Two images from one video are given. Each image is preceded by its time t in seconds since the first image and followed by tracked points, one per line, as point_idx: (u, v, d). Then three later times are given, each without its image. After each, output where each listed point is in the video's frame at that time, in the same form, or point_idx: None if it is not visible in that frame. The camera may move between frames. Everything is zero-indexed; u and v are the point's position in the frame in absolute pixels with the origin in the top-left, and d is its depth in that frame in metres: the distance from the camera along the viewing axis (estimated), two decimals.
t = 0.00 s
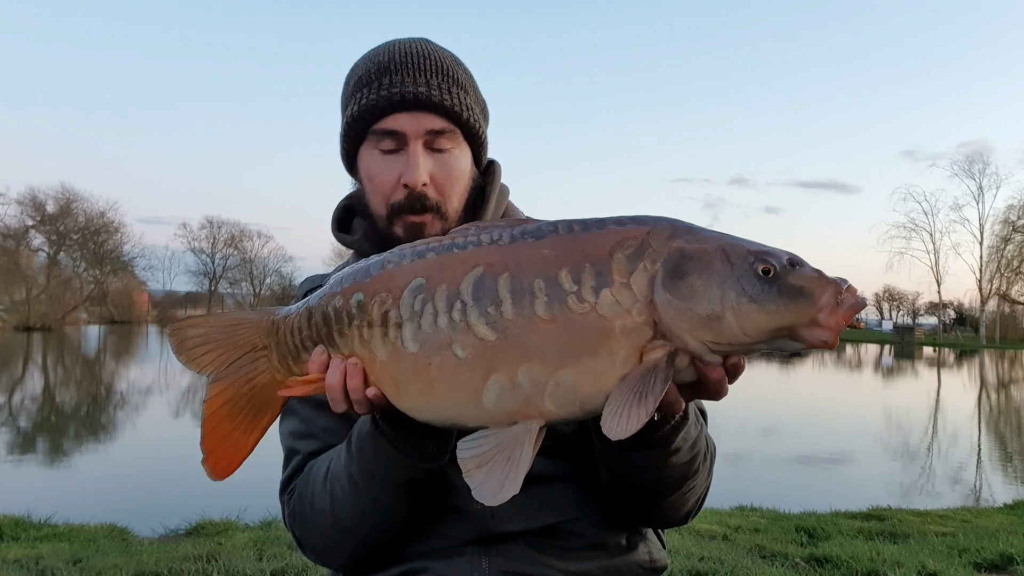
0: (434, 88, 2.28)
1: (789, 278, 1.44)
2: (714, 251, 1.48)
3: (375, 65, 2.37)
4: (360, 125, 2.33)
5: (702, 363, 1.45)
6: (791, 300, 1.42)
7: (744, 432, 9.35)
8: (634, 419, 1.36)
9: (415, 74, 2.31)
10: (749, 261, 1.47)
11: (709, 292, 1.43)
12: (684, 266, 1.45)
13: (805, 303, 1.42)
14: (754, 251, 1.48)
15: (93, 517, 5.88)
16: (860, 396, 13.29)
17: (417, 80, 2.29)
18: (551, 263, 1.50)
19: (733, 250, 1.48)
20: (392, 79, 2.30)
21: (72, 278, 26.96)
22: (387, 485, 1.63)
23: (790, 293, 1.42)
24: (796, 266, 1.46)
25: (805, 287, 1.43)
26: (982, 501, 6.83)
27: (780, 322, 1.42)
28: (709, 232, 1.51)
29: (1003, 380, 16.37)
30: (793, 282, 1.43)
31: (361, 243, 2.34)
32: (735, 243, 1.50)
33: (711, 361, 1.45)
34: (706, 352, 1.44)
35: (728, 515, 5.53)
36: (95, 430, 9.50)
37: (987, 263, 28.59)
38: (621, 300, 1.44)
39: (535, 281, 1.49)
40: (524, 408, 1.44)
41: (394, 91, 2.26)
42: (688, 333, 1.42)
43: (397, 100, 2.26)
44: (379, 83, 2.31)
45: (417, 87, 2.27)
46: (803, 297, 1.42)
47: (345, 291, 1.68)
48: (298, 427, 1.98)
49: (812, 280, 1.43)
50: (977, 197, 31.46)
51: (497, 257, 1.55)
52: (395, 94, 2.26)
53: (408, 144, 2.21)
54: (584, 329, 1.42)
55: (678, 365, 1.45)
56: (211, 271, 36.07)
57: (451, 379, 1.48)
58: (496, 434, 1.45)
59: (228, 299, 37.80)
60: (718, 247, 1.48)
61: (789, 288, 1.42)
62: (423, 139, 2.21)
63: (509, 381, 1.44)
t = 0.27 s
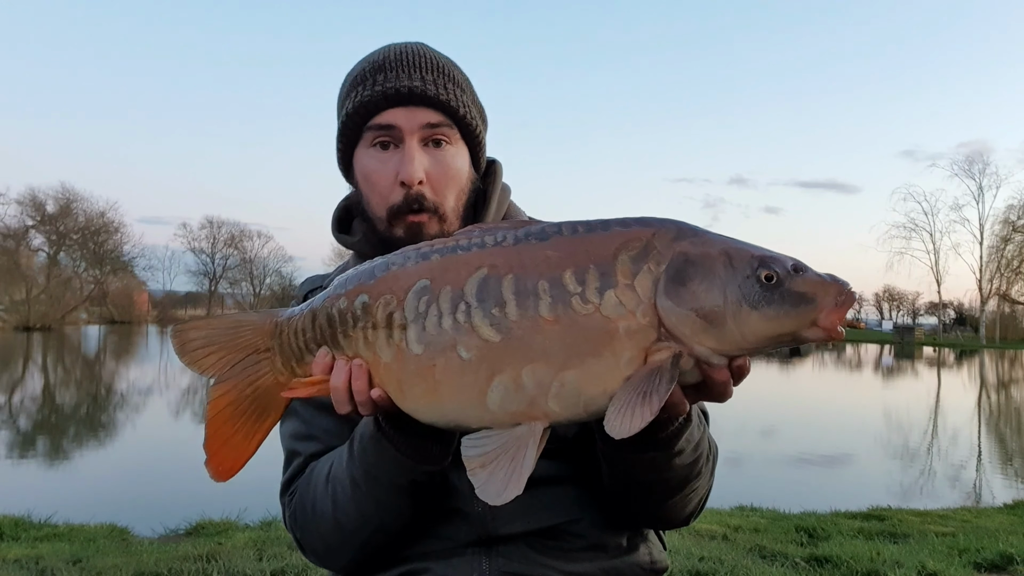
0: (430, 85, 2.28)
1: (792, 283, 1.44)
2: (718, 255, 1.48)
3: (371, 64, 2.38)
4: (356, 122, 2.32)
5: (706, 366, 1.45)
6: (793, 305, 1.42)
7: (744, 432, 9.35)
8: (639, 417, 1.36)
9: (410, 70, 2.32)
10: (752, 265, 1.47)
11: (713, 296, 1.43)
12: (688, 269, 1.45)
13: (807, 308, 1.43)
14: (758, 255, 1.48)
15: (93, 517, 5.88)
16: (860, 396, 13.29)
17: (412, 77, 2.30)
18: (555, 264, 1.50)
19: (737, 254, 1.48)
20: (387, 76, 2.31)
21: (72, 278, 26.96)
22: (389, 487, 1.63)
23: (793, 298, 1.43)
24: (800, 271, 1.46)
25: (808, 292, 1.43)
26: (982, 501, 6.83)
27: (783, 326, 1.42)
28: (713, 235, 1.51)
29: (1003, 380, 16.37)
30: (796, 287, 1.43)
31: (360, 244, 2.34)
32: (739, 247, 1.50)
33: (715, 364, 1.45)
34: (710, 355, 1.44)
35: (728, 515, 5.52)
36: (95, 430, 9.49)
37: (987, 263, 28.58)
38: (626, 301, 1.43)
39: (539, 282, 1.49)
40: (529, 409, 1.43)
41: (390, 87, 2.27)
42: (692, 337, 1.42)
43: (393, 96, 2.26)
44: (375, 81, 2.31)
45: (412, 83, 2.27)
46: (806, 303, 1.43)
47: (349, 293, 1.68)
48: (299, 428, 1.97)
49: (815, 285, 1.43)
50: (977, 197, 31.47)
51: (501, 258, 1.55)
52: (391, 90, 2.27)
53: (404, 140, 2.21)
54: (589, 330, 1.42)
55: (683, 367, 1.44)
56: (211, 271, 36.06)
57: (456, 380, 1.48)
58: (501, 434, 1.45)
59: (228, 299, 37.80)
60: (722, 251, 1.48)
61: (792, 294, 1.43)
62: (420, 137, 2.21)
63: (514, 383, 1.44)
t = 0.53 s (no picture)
0: (431, 85, 2.29)
1: (794, 280, 1.44)
2: (720, 253, 1.48)
3: (371, 65, 2.38)
4: (357, 123, 2.32)
5: (709, 364, 1.45)
6: (795, 302, 1.42)
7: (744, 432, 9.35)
8: (641, 414, 1.35)
9: (411, 70, 2.32)
10: (754, 263, 1.47)
11: (715, 293, 1.43)
12: (690, 268, 1.45)
13: (809, 305, 1.43)
14: (760, 252, 1.48)
15: (93, 517, 5.88)
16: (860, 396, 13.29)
17: (414, 77, 2.30)
18: (557, 264, 1.50)
19: (739, 251, 1.48)
20: (388, 77, 2.31)
21: (72, 278, 26.95)
22: (391, 487, 1.63)
23: (795, 295, 1.43)
24: (802, 268, 1.46)
25: (809, 289, 1.43)
26: (982, 501, 6.83)
27: (785, 323, 1.42)
28: (715, 233, 1.51)
29: (1003, 380, 16.37)
30: (798, 284, 1.43)
31: (360, 244, 2.34)
32: (740, 245, 1.50)
33: (718, 361, 1.45)
34: (713, 353, 1.44)
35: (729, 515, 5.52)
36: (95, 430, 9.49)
37: (988, 263, 28.58)
38: (628, 300, 1.43)
39: (542, 282, 1.49)
40: (532, 409, 1.43)
41: (391, 88, 2.27)
42: (694, 335, 1.42)
43: (395, 97, 2.26)
44: (376, 82, 2.32)
45: (414, 84, 2.27)
46: (808, 301, 1.43)
47: (351, 293, 1.68)
48: (299, 430, 1.98)
49: (817, 282, 1.43)
50: (977, 197, 31.49)
51: (503, 258, 1.55)
52: (393, 91, 2.27)
53: (406, 142, 2.22)
54: (592, 330, 1.42)
55: (686, 365, 1.44)
56: (211, 271, 36.06)
57: (459, 380, 1.48)
58: (504, 435, 1.45)
59: (228, 299, 37.79)
60: (723, 249, 1.48)
61: (794, 291, 1.43)
62: (422, 138, 2.22)
63: (517, 382, 1.44)
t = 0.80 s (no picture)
0: (435, 88, 2.29)
1: (794, 289, 1.44)
2: (721, 259, 1.48)
3: (371, 68, 2.37)
4: (359, 127, 2.31)
5: (707, 371, 1.45)
6: (795, 311, 1.43)
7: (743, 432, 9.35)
8: (640, 422, 1.36)
9: (413, 73, 2.32)
10: (755, 270, 1.47)
11: (716, 301, 1.43)
12: (691, 274, 1.45)
13: (809, 314, 1.43)
14: (760, 260, 1.48)
15: (93, 516, 5.88)
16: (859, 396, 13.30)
17: (417, 80, 2.30)
18: (558, 267, 1.50)
19: (740, 258, 1.48)
20: (391, 80, 2.30)
21: (72, 278, 26.93)
22: (391, 487, 1.63)
23: (794, 304, 1.43)
24: (802, 277, 1.46)
25: (810, 297, 1.43)
26: (982, 501, 6.84)
27: (785, 332, 1.42)
28: (717, 239, 1.51)
29: (1003, 380, 16.37)
30: (798, 293, 1.43)
31: (360, 246, 2.34)
32: (742, 252, 1.50)
33: (716, 368, 1.44)
34: (711, 359, 1.44)
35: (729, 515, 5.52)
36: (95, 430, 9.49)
37: (988, 263, 28.59)
38: (628, 305, 1.44)
39: (542, 285, 1.49)
40: (529, 411, 1.44)
41: (395, 91, 2.26)
42: (694, 341, 1.42)
43: (399, 100, 2.26)
44: (378, 85, 2.31)
45: (418, 87, 2.27)
46: (807, 309, 1.43)
47: (353, 292, 1.68)
48: (299, 430, 1.98)
49: (817, 291, 1.44)
50: (977, 197, 31.50)
51: (504, 261, 1.55)
52: (398, 94, 2.26)
53: (410, 145, 2.21)
54: (591, 334, 1.42)
55: (684, 371, 1.44)
56: (211, 271, 36.06)
57: (458, 382, 1.48)
58: (502, 436, 1.45)
59: (228, 299, 37.79)
60: (725, 255, 1.48)
61: (794, 300, 1.43)
62: (426, 141, 2.21)
63: (515, 384, 1.44)
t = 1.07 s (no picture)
0: (456, 97, 2.28)
1: (796, 284, 1.44)
2: (723, 256, 1.47)
3: (386, 76, 2.32)
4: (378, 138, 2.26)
5: (710, 367, 1.45)
6: (798, 306, 1.42)
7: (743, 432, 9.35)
8: (647, 421, 1.36)
9: (432, 82, 2.29)
10: (756, 266, 1.47)
11: (719, 298, 1.43)
12: (693, 272, 1.45)
13: (811, 309, 1.42)
14: (762, 256, 1.48)
15: (93, 517, 5.88)
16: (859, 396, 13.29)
17: (437, 89, 2.28)
18: (559, 267, 1.50)
19: (741, 255, 1.48)
20: (412, 88, 2.26)
21: (72, 278, 26.93)
22: (392, 487, 1.63)
23: (797, 299, 1.43)
24: (803, 272, 1.46)
25: (812, 292, 1.43)
26: (982, 501, 6.84)
27: (787, 327, 1.42)
28: (717, 237, 1.51)
29: (1002, 380, 16.37)
30: (800, 288, 1.43)
31: (361, 246, 2.34)
32: (743, 248, 1.50)
33: (719, 364, 1.44)
34: (715, 355, 1.44)
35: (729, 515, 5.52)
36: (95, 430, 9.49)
37: (987, 263, 28.59)
38: (630, 304, 1.44)
39: (544, 286, 1.49)
40: (532, 411, 1.44)
41: (421, 101, 2.23)
42: (697, 337, 1.42)
43: (427, 110, 2.22)
44: (398, 94, 2.26)
45: (441, 96, 2.25)
46: (810, 304, 1.43)
47: (354, 294, 1.68)
48: (299, 431, 1.98)
49: (819, 286, 1.43)
50: (977, 198, 31.50)
51: (505, 262, 1.55)
52: (424, 105, 2.23)
53: (434, 154, 2.19)
54: (594, 333, 1.42)
55: (687, 368, 1.44)
56: (211, 271, 36.06)
57: (461, 383, 1.48)
58: (504, 436, 1.45)
59: (228, 299, 37.80)
60: (726, 253, 1.48)
61: (797, 295, 1.43)
62: (449, 149, 2.20)
63: (518, 385, 1.44)
